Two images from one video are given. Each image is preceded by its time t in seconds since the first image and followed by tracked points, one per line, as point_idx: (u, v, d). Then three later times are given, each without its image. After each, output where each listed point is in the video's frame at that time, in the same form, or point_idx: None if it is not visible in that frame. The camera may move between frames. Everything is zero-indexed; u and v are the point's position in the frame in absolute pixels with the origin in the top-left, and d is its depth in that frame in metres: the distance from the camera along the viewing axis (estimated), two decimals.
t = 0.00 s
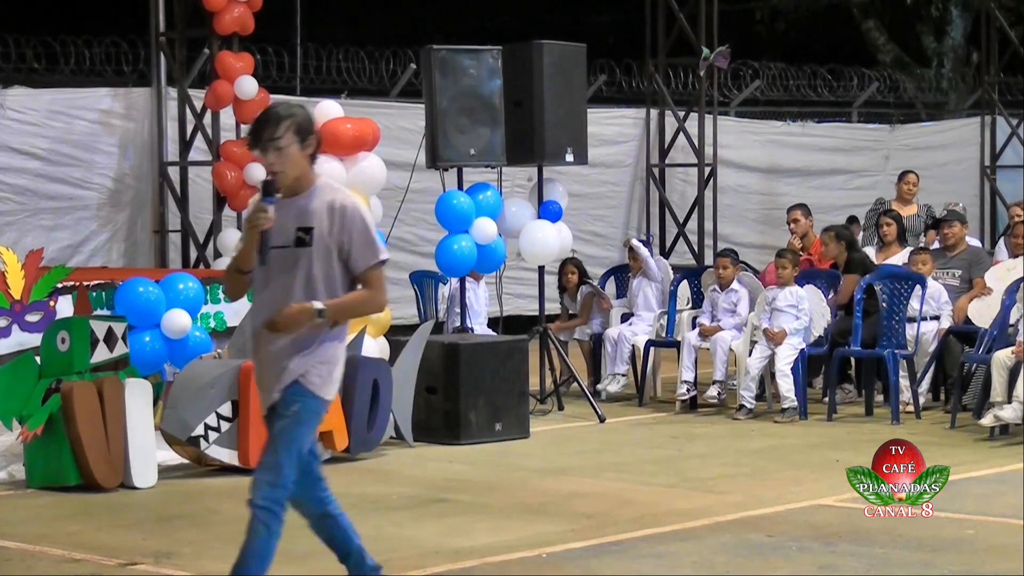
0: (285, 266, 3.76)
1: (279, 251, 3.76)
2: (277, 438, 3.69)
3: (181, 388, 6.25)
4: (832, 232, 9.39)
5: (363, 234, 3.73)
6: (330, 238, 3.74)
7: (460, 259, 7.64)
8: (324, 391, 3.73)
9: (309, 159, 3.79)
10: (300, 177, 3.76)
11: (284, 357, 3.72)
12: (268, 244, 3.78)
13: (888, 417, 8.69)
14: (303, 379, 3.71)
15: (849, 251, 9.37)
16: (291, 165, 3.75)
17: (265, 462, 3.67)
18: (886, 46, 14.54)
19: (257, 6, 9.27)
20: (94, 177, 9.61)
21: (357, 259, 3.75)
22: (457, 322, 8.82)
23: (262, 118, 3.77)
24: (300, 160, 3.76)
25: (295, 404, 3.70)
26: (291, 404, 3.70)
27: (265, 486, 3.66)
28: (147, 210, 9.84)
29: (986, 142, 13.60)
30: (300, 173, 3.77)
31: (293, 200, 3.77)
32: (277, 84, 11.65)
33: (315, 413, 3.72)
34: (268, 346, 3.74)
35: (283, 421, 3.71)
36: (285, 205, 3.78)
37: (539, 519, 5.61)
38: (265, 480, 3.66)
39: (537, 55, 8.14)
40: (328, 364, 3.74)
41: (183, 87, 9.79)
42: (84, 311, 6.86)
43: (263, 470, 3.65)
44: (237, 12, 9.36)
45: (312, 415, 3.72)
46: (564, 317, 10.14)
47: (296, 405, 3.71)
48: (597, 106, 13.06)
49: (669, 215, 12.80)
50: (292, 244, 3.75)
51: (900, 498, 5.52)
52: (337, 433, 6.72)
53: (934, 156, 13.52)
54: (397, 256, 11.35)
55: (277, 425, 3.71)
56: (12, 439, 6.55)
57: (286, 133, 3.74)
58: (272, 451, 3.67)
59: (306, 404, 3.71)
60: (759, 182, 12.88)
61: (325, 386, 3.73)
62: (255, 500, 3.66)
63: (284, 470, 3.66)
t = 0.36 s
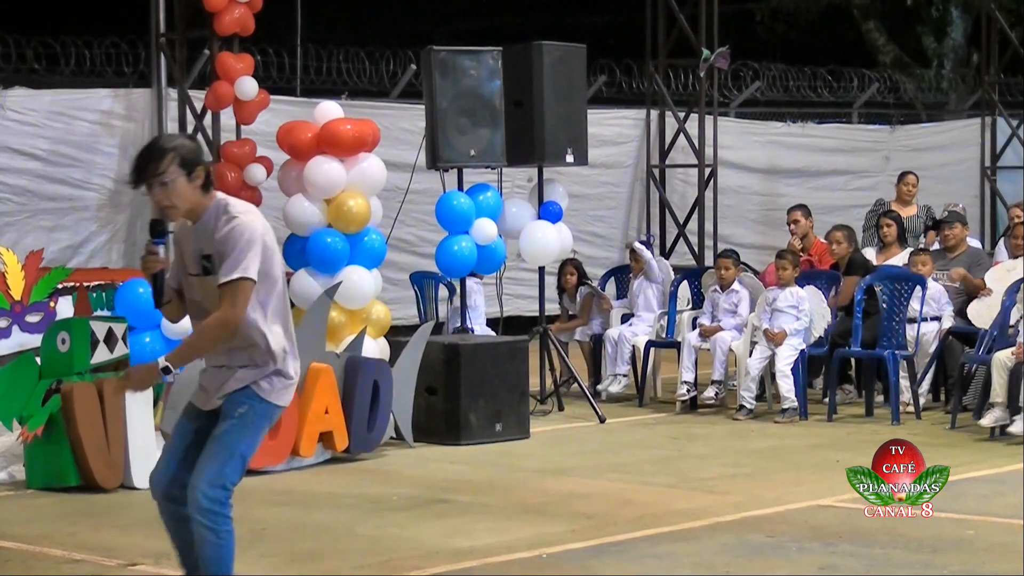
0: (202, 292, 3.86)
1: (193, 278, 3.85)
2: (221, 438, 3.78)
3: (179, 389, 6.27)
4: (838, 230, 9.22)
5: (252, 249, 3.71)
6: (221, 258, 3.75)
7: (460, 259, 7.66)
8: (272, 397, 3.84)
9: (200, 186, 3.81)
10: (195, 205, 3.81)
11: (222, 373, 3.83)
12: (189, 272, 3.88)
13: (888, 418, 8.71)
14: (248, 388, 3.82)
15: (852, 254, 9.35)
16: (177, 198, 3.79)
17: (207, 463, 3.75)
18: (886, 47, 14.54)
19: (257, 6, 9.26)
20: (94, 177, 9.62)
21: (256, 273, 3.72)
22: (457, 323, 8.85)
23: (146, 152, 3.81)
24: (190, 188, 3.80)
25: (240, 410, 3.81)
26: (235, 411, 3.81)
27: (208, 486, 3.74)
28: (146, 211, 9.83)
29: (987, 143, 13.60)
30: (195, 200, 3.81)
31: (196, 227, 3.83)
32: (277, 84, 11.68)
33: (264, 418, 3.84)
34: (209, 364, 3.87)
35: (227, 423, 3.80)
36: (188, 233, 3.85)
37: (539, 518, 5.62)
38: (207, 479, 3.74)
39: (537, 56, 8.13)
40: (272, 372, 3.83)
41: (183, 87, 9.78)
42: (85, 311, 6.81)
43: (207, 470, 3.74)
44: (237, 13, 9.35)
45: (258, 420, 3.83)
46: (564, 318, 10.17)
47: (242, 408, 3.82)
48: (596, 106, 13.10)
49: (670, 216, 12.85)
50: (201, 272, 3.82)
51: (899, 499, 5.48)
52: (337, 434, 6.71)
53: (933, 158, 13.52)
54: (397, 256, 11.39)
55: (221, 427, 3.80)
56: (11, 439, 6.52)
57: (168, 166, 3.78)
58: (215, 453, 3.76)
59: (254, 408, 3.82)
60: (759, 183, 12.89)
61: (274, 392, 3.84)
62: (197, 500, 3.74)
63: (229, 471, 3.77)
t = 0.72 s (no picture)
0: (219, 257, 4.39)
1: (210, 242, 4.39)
2: (195, 426, 4.40)
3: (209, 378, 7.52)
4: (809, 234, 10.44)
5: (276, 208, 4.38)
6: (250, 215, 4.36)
7: (465, 262, 8.98)
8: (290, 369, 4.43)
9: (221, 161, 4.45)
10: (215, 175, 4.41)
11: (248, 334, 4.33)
12: (203, 238, 4.40)
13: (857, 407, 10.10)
14: (273, 358, 4.37)
15: (823, 256, 10.80)
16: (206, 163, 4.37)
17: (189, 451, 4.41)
18: (855, 69, 15.94)
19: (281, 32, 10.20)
20: (133, 188, 10.97)
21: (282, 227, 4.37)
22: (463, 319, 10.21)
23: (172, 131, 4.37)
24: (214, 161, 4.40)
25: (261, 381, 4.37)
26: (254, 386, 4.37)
27: (196, 471, 4.41)
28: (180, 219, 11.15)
29: (944, 156, 14.94)
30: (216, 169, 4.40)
31: (217, 197, 4.42)
32: (300, 103, 13.01)
33: (247, 397, 4.39)
34: (230, 331, 4.35)
35: (200, 409, 4.41)
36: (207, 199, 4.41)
37: (533, 501, 6.92)
38: (195, 464, 4.41)
39: (537, 76, 9.49)
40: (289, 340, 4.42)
41: (213, 104, 11.27)
42: (124, 309, 7.72)
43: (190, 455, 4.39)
44: (263, 38, 10.33)
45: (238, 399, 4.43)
46: (561, 315, 11.53)
47: (216, 396, 4.41)
48: (590, 123, 14.41)
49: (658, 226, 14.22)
50: (225, 235, 4.38)
51: (900, 498, 6.60)
52: (354, 422, 8.09)
53: (899, 169, 14.72)
54: (410, 260, 12.78)
55: (193, 413, 4.42)
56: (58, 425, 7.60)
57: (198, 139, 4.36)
58: (196, 440, 4.39)
59: (245, 388, 4.38)
60: (738, 192, 14.16)
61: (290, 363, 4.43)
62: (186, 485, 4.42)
63: (268, 448, 4.38)
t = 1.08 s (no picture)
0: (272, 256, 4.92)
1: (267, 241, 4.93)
2: (245, 413, 4.81)
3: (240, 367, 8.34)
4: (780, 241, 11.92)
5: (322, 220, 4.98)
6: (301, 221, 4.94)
7: (470, 265, 9.91)
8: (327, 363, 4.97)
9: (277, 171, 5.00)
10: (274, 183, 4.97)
11: (293, 326, 4.85)
12: (258, 236, 4.93)
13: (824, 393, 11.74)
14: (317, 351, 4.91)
15: (794, 257, 12.41)
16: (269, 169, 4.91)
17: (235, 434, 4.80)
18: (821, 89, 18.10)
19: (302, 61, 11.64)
20: (172, 198, 12.40)
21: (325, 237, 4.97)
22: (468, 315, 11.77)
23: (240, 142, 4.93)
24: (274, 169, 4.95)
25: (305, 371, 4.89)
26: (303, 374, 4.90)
27: (241, 453, 4.81)
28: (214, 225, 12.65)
29: (900, 167, 16.62)
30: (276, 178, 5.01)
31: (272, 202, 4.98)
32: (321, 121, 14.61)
33: (309, 387, 4.92)
34: (283, 321, 4.84)
35: (248, 396, 4.84)
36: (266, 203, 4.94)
37: (526, 476, 8.08)
38: (241, 447, 4.81)
39: (536, 99, 10.58)
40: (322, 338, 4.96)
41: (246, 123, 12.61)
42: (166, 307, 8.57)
43: (242, 438, 4.79)
44: (287, 63, 11.74)
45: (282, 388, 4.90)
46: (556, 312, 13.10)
47: (260, 384, 4.85)
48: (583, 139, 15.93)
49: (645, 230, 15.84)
50: (275, 235, 4.93)
51: (901, 499, 6.46)
52: (371, 407, 9.41)
53: (862, 180, 16.40)
54: (420, 262, 14.47)
55: (241, 401, 4.83)
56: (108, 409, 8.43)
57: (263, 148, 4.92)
58: (246, 425, 4.81)
59: (303, 376, 4.90)
60: (717, 201, 15.71)
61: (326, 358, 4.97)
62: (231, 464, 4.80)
63: (340, 431, 4.97)
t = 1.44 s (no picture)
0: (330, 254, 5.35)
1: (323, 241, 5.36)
2: (291, 403, 5.30)
3: (252, 367, 8.56)
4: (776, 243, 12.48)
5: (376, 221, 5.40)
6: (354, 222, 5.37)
7: (471, 264, 10.38)
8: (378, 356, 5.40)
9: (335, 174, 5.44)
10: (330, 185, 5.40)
11: (350, 321, 5.29)
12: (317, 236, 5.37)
13: (813, 388, 12.16)
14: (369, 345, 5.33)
15: (785, 258, 12.74)
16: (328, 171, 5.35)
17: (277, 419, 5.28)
18: (810, 97, 18.76)
19: (309, 68, 12.14)
20: (183, 201, 12.89)
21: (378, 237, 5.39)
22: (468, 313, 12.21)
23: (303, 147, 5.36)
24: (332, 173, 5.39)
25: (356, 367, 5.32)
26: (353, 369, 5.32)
27: (280, 437, 5.29)
28: (223, 226, 13.17)
29: (887, 172, 17.02)
30: (330, 183, 5.40)
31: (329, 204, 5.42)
32: (328, 126, 15.14)
33: (358, 379, 5.35)
34: (340, 317, 5.29)
35: (299, 386, 5.32)
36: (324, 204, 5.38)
37: (522, 466, 8.44)
38: (281, 432, 5.29)
39: (535, 104, 10.95)
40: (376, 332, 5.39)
41: (252, 129, 13.18)
42: (177, 306, 8.88)
43: (284, 426, 5.27)
44: (294, 70, 12.20)
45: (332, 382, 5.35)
46: (556, 312, 13.43)
47: (312, 377, 5.33)
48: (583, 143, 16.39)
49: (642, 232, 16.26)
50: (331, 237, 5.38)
51: (900, 499, 6.37)
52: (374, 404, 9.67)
53: (850, 184, 16.92)
54: (422, 262, 15.02)
55: (291, 390, 5.32)
56: (121, 404, 8.83)
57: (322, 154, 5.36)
58: (291, 412, 5.29)
59: (354, 367, 5.32)
60: (712, 203, 16.16)
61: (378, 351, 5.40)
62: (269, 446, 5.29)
63: (376, 427, 5.39)
